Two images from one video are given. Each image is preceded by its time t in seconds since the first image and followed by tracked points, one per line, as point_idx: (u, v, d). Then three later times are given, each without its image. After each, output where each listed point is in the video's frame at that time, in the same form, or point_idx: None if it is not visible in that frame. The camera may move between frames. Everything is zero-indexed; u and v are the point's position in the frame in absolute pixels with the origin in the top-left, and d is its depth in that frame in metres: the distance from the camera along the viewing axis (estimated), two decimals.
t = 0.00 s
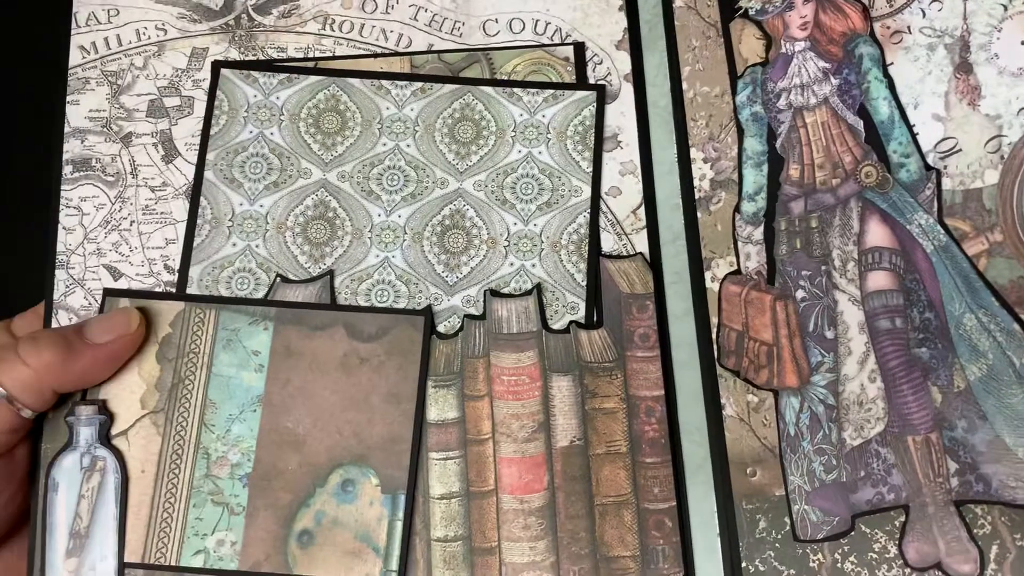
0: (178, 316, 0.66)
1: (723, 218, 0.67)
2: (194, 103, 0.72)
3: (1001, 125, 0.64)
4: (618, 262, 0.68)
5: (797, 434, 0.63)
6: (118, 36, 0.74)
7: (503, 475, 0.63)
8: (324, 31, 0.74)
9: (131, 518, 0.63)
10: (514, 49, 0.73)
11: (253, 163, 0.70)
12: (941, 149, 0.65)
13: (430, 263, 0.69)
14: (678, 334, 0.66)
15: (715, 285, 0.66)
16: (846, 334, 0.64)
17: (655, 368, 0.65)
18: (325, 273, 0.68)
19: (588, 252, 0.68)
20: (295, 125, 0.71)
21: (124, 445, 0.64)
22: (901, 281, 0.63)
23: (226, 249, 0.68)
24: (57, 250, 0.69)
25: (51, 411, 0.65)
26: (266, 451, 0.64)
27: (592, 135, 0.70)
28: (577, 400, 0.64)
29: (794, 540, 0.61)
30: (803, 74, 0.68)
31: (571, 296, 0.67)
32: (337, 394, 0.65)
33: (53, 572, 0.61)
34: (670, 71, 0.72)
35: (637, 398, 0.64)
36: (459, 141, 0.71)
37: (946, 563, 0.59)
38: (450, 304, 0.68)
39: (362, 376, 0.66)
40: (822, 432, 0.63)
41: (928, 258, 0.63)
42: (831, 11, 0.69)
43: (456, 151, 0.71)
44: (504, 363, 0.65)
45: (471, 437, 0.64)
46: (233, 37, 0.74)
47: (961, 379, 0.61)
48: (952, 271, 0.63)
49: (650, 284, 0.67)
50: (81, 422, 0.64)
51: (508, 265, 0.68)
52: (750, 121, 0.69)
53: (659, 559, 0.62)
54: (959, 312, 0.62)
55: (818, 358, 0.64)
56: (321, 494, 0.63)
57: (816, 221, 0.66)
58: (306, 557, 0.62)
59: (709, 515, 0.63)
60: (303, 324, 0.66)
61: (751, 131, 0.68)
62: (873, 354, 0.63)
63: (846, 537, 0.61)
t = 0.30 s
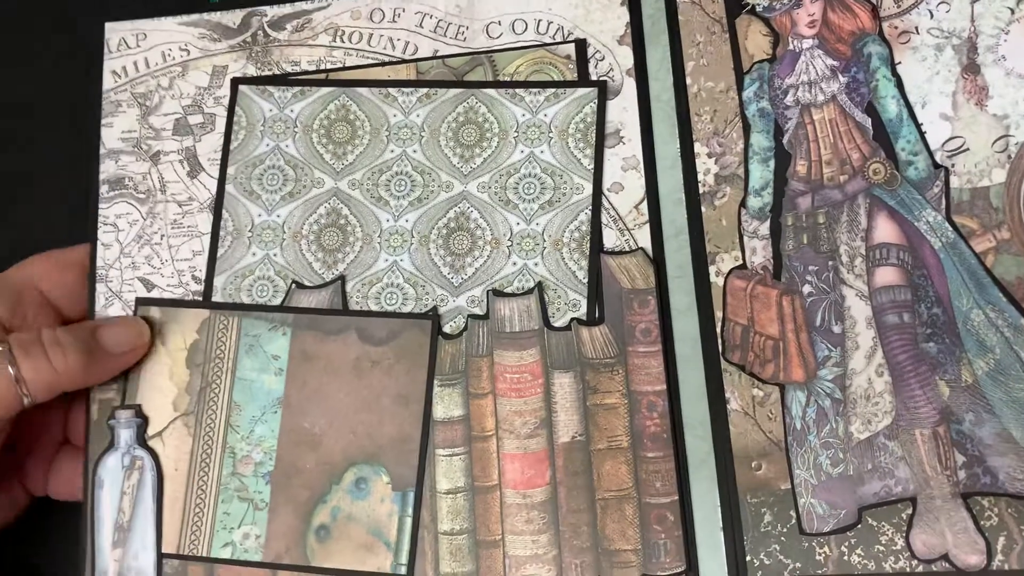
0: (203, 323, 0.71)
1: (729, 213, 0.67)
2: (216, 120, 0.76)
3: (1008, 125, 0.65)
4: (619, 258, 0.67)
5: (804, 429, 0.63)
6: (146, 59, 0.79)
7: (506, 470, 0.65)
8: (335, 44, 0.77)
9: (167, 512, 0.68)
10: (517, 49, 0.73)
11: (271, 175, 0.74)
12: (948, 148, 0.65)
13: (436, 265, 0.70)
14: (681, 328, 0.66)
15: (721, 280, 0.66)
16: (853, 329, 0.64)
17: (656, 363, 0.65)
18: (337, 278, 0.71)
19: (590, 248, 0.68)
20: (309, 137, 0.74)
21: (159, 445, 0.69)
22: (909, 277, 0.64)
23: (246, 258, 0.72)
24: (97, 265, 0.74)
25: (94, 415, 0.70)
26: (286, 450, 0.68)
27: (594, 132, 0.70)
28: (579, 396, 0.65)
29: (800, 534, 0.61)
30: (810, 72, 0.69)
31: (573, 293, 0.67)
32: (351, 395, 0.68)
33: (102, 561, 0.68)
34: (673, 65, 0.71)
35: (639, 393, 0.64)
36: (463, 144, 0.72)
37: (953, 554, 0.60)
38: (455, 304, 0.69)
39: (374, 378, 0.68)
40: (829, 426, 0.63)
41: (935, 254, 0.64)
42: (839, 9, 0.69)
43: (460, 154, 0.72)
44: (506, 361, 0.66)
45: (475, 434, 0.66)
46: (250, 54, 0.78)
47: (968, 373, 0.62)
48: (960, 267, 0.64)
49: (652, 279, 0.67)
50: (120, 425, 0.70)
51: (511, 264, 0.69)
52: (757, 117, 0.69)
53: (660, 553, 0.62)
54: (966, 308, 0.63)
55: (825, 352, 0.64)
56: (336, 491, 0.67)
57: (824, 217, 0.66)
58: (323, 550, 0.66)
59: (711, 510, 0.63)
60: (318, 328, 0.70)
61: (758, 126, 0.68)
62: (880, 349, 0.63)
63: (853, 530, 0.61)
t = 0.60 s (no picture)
0: (208, 313, 0.74)
1: (724, 202, 0.68)
2: (218, 113, 0.78)
3: (1002, 124, 0.66)
4: (613, 246, 0.69)
5: (798, 415, 0.64)
6: (150, 52, 0.82)
7: (500, 455, 0.67)
8: (335, 35, 0.79)
9: (174, 496, 0.71)
10: (513, 40, 0.75)
11: (272, 167, 0.76)
12: (945, 144, 0.66)
13: (432, 255, 0.72)
14: (673, 315, 0.68)
15: (715, 268, 0.67)
16: (848, 318, 0.64)
17: (648, 350, 0.67)
18: (337, 268, 0.73)
19: (583, 237, 0.70)
20: (309, 129, 0.76)
21: (166, 431, 0.72)
22: (905, 268, 0.64)
23: (249, 249, 0.74)
24: (105, 256, 0.77)
25: (105, 401, 0.74)
26: (288, 436, 0.70)
27: (588, 121, 0.72)
28: (572, 383, 0.67)
29: (793, 518, 0.62)
30: (810, 65, 0.70)
31: (567, 281, 0.69)
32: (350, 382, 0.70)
33: (113, 541, 0.71)
34: (670, 55, 0.73)
35: (631, 380, 0.66)
36: (459, 134, 0.74)
37: (946, 539, 0.59)
38: (452, 293, 0.71)
39: (372, 366, 0.70)
40: (823, 412, 0.63)
41: (930, 246, 0.64)
42: (839, 5, 0.71)
43: (457, 145, 0.74)
44: (501, 348, 0.68)
45: (470, 420, 0.68)
46: (252, 46, 0.80)
47: (962, 362, 0.62)
48: (955, 260, 0.64)
49: (644, 267, 0.68)
50: (129, 411, 0.73)
51: (506, 253, 0.71)
52: (755, 108, 0.70)
53: (652, 538, 0.64)
54: (961, 299, 0.63)
55: (820, 340, 0.64)
56: (336, 475, 0.69)
57: (820, 208, 0.67)
58: (323, 533, 0.68)
59: (703, 494, 0.64)
60: (318, 317, 0.72)
61: (756, 117, 0.70)
62: (875, 338, 0.64)
63: (845, 516, 0.61)
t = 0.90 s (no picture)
0: (208, 302, 0.74)
1: (718, 191, 0.69)
2: (219, 106, 0.79)
3: (993, 117, 0.66)
4: (606, 235, 0.70)
5: (791, 402, 0.64)
6: (152, 46, 0.83)
7: (494, 443, 0.67)
8: (334, 28, 0.79)
9: (174, 483, 0.72)
10: (510, 31, 0.76)
11: (271, 158, 0.77)
12: (937, 136, 0.66)
13: (429, 244, 0.72)
14: (667, 304, 0.68)
15: (709, 257, 0.68)
16: (841, 306, 0.65)
17: (642, 338, 0.67)
18: (335, 258, 0.73)
19: (578, 226, 0.70)
20: (308, 121, 0.77)
21: (166, 419, 0.73)
22: (897, 258, 0.65)
23: (249, 239, 0.75)
24: (109, 247, 0.78)
25: (108, 388, 0.74)
26: (285, 423, 0.71)
27: (582, 111, 0.72)
28: (566, 371, 0.67)
29: (786, 505, 0.62)
30: (804, 57, 0.70)
31: (562, 270, 0.69)
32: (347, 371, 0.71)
33: (115, 527, 0.72)
34: (664, 45, 0.73)
35: (624, 368, 0.66)
36: (455, 125, 0.74)
37: (936, 524, 0.60)
38: (447, 282, 0.71)
39: (369, 355, 0.71)
40: (816, 400, 0.64)
41: (923, 236, 0.65)
42: None
43: (453, 135, 0.74)
44: (496, 337, 0.69)
45: (465, 407, 0.68)
46: (252, 40, 0.81)
47: (954, 351, 0.63)
48: (947, 249, 0.64)
49: (638, 256, 0.69)
50: (131, 399, 0.74)
51: (501, 243, 0.71)
52: (750, 98, 0.70)
53: (644, 524, 0.64)
54: (952, 288, 0.64)
55: (813, 329, 0.65)
56: (332, 462, 0.70)
57: (814, 197, 0.67)
58: (320, 519, 0.69)
59: (695, 481, 0.64)
60: (317, 306, 0.72)
61: (751, 108, 0.70)
62: (868, 326, 0.64)
63: (838, 502, 0.62)
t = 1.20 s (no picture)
0: (202, 308, 0.75)
1: (711, 195, 0.69)
2: (215, 113, 0.80)
3: (984, 120, 0.66)
4: (599, 239, 0.70)
5: (783, 406, 0.64)
6: (150, 56, 0.84)
7: (488, 447, 0.67)
8: (328, 36, 0.80)
9: (168, 487, 0.72)
10: (502, 36, 0.76)
11: (266, 164, 0.78)
12: (928, 139, 0.66)
13: (422, 249, 0.73)
14: (659, 307, 0.68)
15: (701, 260, 0.68)
16: (833, 309, 0.65)
17: (634, 342, 0.67)
18: (327, 263, 0.74)
19: (570, 230, 0.70)
20: (302, 127, 0.78)
21: (160, 424, 0.74)
22: (889, 261, 0.65)
23: (243, 245, 0.76)
24: (104, 254, 0.79)
25: (102, 394, 0.75)
26: (279, 429, 0.71)
27: (574, 115, 0.72)
28: (558, 374, 0.67)
29: (778, 508, 0.62)
30: (796, 60, 0.70)
31: (555, 274, 0.70)
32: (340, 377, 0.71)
33: (108, 532, 0.72)
34: (656, 49, 0.73)
35: (617, 371, 0.67)
36: (449, 130, 0.75)
37: (929, 527, 0.60)
38: (440, 287, 0.72)
39: (363, 361, 0.71)
40: (808, 403, 0.64)
41: (914, 240, 0.65)
42: (825, 2, 0.71)
43: (446, 140, 0.75)
44: (489, 341, 0.69)
45: (458, 412, 0.68)
46: (247, 48, 0.82)
47: (945, 353, 0.62)
48: (938, 252, 0.64)
49: (631, 261, 0.69)
50: (125, 405, 0.75)
51: (494, 247, 0.71)
52: (742, 102, 0.70)
53: (637, 528, 0.64)
54: (943, 292, 0.63)
55: (805, 332, 0.65)
56: (326, 468, 0.70)
57: (806, 201, 0.67)
58: (313, 525, 0.69)
59: (689, 484, 0.64)
60: (311, 312, 0.73)
61: (742, 111, 0.70)
62: (860, 329, 0.64)
63: (830, 505, 0.62)
